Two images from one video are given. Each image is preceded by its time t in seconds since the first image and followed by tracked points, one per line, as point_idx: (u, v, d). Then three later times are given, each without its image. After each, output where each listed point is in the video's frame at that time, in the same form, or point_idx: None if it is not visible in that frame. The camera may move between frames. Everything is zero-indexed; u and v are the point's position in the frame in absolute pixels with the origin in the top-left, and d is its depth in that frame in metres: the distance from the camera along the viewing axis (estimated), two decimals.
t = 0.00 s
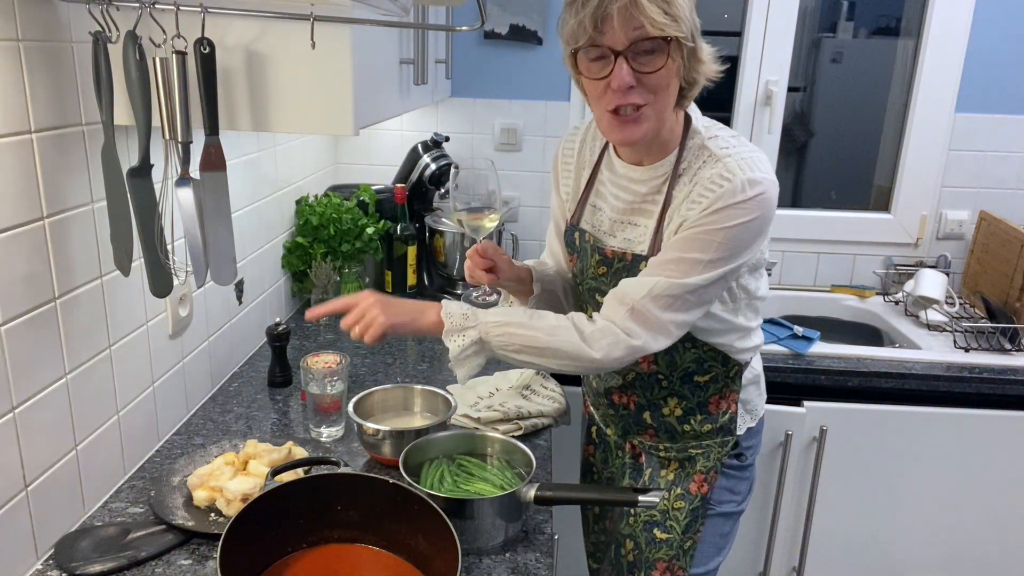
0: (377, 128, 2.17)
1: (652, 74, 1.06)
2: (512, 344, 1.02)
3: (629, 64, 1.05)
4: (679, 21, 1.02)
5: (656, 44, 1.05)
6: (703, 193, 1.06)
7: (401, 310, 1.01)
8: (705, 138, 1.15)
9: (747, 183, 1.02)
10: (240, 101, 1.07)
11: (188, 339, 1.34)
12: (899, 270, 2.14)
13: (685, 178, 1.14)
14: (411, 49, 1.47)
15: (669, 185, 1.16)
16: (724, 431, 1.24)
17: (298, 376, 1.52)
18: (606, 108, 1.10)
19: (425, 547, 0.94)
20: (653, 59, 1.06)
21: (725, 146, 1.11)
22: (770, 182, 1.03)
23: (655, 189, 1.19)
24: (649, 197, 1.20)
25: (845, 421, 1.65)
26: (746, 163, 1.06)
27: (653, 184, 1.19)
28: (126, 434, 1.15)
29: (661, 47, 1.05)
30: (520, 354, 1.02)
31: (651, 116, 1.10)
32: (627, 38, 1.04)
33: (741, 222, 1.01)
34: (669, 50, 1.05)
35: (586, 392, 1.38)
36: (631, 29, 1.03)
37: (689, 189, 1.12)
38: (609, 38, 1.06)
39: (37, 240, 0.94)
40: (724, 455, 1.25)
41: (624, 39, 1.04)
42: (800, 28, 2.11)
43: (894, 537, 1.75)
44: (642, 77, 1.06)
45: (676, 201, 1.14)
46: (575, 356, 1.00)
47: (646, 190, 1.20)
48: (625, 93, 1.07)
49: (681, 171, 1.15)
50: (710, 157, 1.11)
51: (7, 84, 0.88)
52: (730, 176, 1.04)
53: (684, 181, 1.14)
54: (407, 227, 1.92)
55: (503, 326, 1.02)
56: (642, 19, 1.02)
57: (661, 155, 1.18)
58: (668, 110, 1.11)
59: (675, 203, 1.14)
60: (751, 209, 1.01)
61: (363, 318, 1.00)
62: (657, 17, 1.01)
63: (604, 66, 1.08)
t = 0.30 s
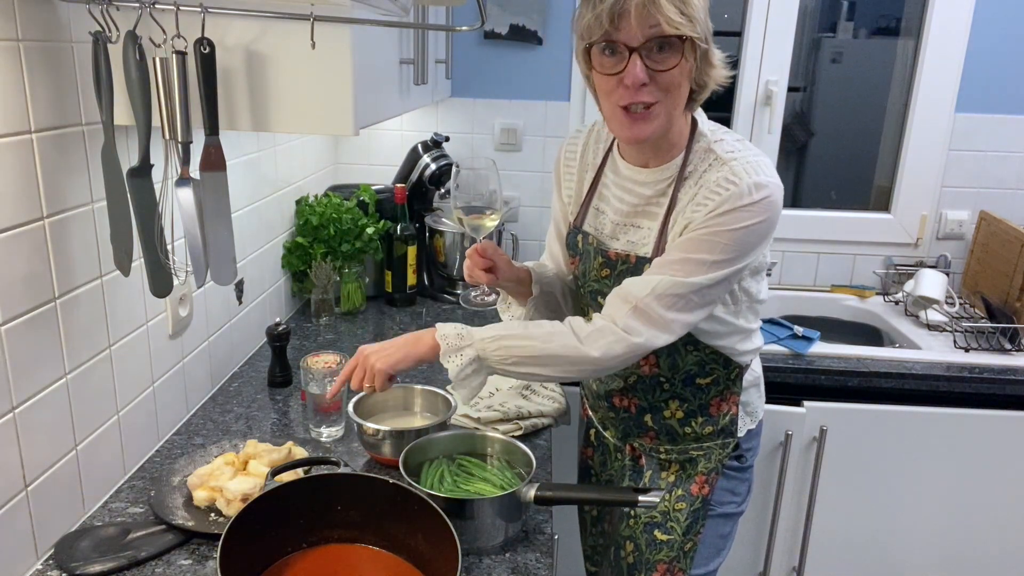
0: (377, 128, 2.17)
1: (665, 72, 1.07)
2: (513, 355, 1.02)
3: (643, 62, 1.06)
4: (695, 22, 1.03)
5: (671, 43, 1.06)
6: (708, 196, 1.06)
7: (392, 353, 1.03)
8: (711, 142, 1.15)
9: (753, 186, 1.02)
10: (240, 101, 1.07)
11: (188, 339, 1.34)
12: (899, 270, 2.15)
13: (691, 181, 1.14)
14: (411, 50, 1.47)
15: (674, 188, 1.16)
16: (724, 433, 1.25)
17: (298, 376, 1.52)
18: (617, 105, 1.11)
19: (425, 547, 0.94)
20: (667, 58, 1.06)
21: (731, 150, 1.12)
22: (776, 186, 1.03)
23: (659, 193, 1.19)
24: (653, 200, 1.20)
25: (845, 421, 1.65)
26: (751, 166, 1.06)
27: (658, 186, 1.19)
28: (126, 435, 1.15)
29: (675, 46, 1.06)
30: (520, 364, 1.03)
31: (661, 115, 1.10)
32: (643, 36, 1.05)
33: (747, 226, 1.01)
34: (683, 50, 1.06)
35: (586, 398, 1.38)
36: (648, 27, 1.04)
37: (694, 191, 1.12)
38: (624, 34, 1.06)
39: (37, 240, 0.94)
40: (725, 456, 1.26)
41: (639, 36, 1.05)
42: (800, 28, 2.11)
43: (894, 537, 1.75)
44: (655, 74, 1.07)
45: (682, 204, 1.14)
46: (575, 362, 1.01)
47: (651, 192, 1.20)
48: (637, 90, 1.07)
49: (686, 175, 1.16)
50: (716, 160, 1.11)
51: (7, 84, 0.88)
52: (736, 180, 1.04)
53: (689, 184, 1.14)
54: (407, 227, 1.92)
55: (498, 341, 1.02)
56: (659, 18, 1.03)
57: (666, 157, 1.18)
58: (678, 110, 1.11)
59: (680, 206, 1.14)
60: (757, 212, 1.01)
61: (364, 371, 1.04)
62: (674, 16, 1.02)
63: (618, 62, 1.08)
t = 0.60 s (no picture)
0: (377, 128, 2.17)
1: (674, 61, 1.07)
2: (522, 344, 1.00)
3: (653, 50, 1.07)
4: (704, 13, 1.06)
5: (681, 33, 1.07)
6: (714, 186, 1.08)
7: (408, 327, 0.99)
8: (715, 134, 1.17)
9: (759, 176, 1.04)
10: (240, 101, 1.07)
11: (188, 339, 1.34)
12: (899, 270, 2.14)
13: (695, 172, 1.15)
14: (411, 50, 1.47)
15: (679, 180, 1.17)
16: (727, 430, 1.25)
17: (298, 376, 1.52)
18: (624, 93, 1.11)
19: (426, 547, 0.94)
20: (676, 47, 1.07)
21: (735, 142, 1.14)
22: (781, 175, 1.06)
23: (662, 185, 1.20)
24: (657, 193, 1.21)
25: (845, 421, 1.64)
26: (755, 156, 1.08)
27: (663, 178, 1.19)
28: (126, 434, 1.15)
29: (684, 36, 1.07)
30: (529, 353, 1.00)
31: (667, 105, 1.10)
32: (653, 25, 1.06)
33: (752, 214, 1.03)
34: (692, 40, 1.08)
35: (583, 399, 1.38)
36: (658, 16, 1.05)
37: (699, 181, 1.13)
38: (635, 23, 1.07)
39: (37, 240, 0.94)
40: (728, 454, 1.26)
41: (649, 24, 1.06)
42: (800, 29, 2.11)
43: (894, 537, 1.75)
44: (664, 63, 1.07)
45: (686, 195, 1.15)
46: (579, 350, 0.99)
47: (655, 184, 1.20)
48: (645, 78, 1.08)
49: (691, 165, 1.17)
50: (721, 151, 1.13)
51: (7, 84, 0.88)
52: (742, 169, 1.06)
53: (694, 175, 1.15)
54: (407, 227, 1.92)
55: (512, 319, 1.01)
56: (670, 7, 1.05)
57: (670, 150, 1.19)
58: (684, 100, 1.12)
59: (684, 196, 1.16)
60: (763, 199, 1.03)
61: (369, 335, 0.99)
62: (685, 6, 1.04)
63: (627, 51, 1.09)
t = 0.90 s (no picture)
0: (377, 128, 2.17)
1: (674, 46, 1.07)
2: (664, 340, 1.04)
3: (653, 35, 1.07)
4: None
5: (681, 18, 1.07)
6: (727, 176, 1.11)
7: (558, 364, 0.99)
8: (716, 125, 1.18)
9: (769, 161, 1.09)
10: (240, 101, 1.07)
11: (188, 339, 1.34)
12: (899, 270, 2.15)
13: (700, 160, 1.16)
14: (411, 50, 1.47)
15: (683, 169, 1.18)
16: (725, 427, 1.25)
17: (298, 376, 1.52)
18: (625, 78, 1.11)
19: (426, 547, 0.94)
20: (676, 32, 1.07)
21: (735, 129, 1.17)
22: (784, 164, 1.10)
23: (665, 173, 1.20)
24: (660, 179, 1.20)
25: (845, 421, 1.64)
26: (757, 143, 1.13)
27: (665, 164, 1.20)
28: (126, 434, 1.15)
29: (685, 22, 1.07)
30: (668, 351, 1.04)
31: (668, 91, 1.10)
32: (654, 9, 1.06)
33: (770, 206, 1.06)
34: (692, 26, 1.08)
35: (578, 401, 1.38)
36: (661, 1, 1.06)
37: (708, 172, 1.14)
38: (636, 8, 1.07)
39: (37, 240, 0.94)
40: (727, 452, 1.25)
41: (651, 8, 1.06)
42: (800, 28, 2.11)
43: (894, 537, 1.75)
44: (665, 48, 1.07)
45: (692, 186, 1.16)
46: (697, 358, 1.03)
47: (658, 171, 1.20)
48: (646, 63, 1.08)
49: (694, 154, 1.17)
50: (725, 139, 1.15)
51: (7, 84, 0.88)
52: (751, 156, 1.10)
53: (698, 165, 1.16)
54: (407, 227, 1.92)
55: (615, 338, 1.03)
56: None
57: (669, 138, 1.20)
58: (685, 87, 1.12)
59: (689, 188, 1.16)
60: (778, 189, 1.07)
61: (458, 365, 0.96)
62: None
63: (628, 36, 1.09)
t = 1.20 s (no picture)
0: (377, 128, 2.17)
1: (674, 54, 1.08)
2: (689, 372, 1.12)
3: (653, 43, 1.07)
4: (705, 8, 1.07)
5: (681, 26, 1.07)
6: (727, 191, 1.11)
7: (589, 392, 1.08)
8: (717, 135, 1.18)
9: (769, 177, 1.09)
10: (240, 101, 1.07)
11: (188, 340, 1.34)
12: (899, 270, 2.15)
13: (700, 171, 1.16)
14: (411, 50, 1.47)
15: (683, 180, 1.18)
16: (721, 430, 1.24)
17: (298, 376, 1.52)
18: (624, 86, 1.12)
19: (426, 547, 0.94)
20: (676, 40, 1.08)
21: (736, 141, 1.17)
22: (784, 180, 1.10)
23: (666, 182, 1.19)
24: (661, 189, 1.20)
25: (845, 421, 1.64)
26: (759, 158, 1.12)
27: (664, 174, 1.19)
28: (126, 435, 1.15)
29: (685, 30, 1.07)
30: (695, 379, 1.12)
31: (667, 99, 1.10)
32: (654, 18, 1.07)
33: (772, 224, 1.08)
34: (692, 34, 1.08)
35: (577, 399, 1.38)
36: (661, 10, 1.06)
37: (708, 185, 1.14)
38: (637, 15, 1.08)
39: (37, 240, 0.94)
40: (722, 454, 1.25)
41: (651, 16, 1.07)
42: (800, 29, 2.11)
43: (894, 537, 1.75)
44: (664, 55, 1.08)
45: (693, 197, 1.16)
46: (724, 383, 1.11)
47: (658, 180, 1.20)
48: (644, 71, 1.08)
49: (694, 165, 1.17)
50: (725, 152, 1.15)
51: (7, 83, 0.88)
52: (751, 172, 1.10)
53: (698, 177, 1.16)
54: (407, 227, 1.92)
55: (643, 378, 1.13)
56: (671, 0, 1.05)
57: (670, 147, 1.19)
58: (685, 95, 1.12)
59: (691, 199, 1.16)
60: (778, 208, 1.08)
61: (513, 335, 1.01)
62: None
63: (629, 44, 1.10)
